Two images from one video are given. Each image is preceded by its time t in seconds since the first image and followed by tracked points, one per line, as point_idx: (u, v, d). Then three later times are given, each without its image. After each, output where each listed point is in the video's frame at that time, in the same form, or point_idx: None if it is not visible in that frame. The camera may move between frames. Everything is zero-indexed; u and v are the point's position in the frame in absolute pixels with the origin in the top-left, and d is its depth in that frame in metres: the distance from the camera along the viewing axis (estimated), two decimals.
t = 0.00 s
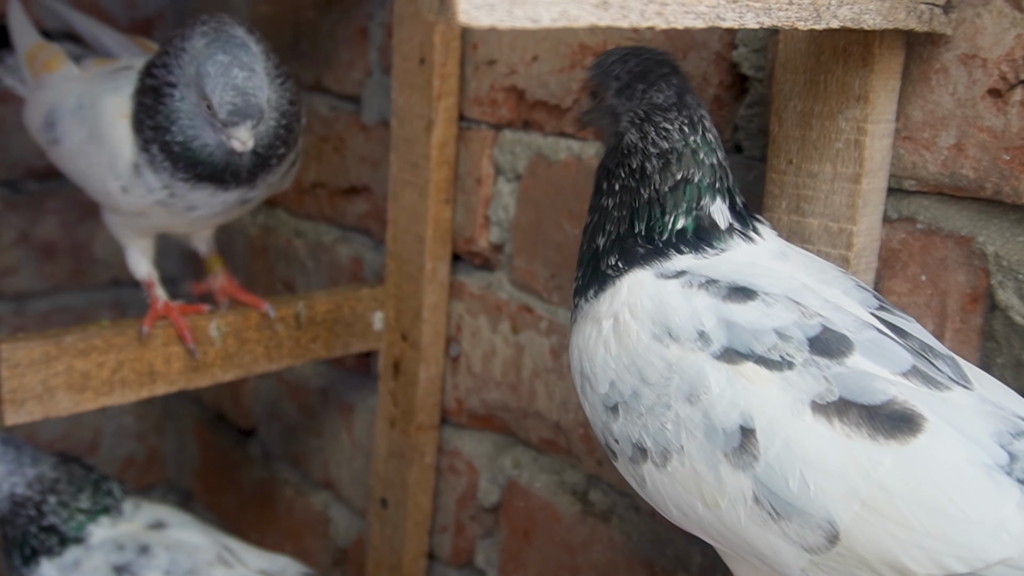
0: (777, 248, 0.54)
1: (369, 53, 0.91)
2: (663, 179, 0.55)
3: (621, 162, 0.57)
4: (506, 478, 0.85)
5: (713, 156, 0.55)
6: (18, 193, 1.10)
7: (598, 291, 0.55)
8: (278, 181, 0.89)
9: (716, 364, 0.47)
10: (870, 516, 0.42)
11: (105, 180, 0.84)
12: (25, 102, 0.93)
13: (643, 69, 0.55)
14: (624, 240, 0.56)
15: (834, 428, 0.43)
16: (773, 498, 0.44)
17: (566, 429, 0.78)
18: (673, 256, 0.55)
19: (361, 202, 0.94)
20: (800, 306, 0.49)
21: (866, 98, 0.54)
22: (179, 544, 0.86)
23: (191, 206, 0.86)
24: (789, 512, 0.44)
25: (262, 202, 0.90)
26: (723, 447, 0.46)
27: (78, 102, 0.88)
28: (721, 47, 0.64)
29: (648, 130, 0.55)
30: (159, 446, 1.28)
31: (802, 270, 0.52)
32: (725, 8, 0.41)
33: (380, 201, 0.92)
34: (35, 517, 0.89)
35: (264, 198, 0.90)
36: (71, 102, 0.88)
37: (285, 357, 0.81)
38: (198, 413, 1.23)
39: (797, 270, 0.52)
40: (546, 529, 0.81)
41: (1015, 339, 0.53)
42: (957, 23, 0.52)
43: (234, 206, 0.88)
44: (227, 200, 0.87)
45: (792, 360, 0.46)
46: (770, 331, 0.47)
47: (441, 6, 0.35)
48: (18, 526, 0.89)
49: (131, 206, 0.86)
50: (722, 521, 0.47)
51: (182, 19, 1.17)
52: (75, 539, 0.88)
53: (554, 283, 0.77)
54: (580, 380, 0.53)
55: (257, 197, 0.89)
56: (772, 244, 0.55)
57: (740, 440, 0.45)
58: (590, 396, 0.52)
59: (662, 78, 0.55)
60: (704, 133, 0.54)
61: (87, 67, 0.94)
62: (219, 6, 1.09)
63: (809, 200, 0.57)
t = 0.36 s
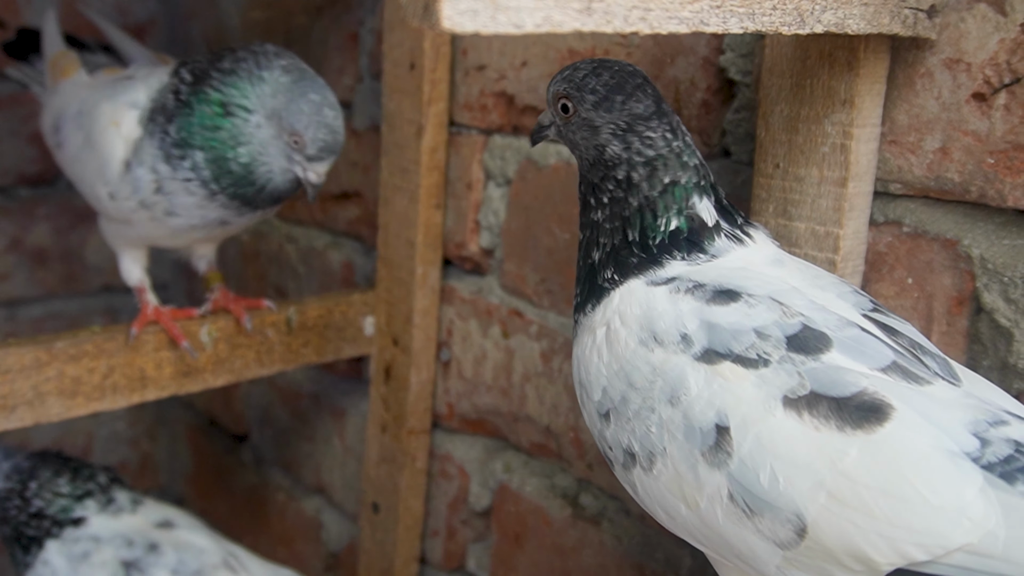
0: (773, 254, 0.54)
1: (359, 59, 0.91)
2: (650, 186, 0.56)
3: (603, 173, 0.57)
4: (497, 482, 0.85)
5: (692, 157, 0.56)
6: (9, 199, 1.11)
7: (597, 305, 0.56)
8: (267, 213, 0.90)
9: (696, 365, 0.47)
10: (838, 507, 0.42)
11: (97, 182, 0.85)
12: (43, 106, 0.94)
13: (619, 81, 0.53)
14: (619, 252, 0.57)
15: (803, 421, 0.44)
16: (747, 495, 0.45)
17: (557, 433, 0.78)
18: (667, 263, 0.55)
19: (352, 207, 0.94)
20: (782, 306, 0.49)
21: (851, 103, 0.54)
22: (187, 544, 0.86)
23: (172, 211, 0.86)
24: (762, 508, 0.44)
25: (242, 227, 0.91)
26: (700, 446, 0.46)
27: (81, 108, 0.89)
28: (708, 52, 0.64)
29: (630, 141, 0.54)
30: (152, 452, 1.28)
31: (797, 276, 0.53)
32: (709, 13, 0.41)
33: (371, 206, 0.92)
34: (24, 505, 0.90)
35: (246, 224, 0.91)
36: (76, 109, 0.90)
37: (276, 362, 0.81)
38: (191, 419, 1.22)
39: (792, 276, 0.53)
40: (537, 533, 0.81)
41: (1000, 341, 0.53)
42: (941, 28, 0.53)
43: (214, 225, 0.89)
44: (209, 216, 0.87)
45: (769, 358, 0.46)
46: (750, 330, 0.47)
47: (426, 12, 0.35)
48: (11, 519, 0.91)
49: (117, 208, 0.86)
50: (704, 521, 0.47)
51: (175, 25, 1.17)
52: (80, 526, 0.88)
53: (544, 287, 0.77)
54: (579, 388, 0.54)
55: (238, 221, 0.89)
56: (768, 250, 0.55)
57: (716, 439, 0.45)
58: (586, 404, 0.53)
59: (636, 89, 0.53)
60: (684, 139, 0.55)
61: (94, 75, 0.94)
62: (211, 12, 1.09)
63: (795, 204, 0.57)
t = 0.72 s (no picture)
0: (769, 258, 0.55)
1: (356, 61, 0.91)
2: (635, 197, 0.57)
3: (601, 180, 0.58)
4: (494, 483, 0.85)
5: (684, 174, 0.57)
6: (4, 201, 1.11)
7: (591, 304, 0.56)
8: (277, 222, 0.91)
9: (689, 372, 0.48)
10: (823, 518, 0.42)
11: (108, 192, 0.83)
12: (36, 106, 0.93)
13: (625, 86, 0.56)
14: (609, 253, 0.57)
15: (793, 431, 0.44)
16: (737, 501, 0.45)
17: (553, 434, 0.78)
18: (662, 265, 0.55)
19: (349, 209, 0.94)
20: (777, 314, 0.49)
21: (848, 106, 0.54)
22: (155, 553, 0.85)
23: (188, 224, 0.86)
24: (750, 515, 0.45)
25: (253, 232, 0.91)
26: (691, 452, 0.46)
27: (87, 112, 0.88)
28: (706, 55, 0.64)
29: (625, 148, 0.56)
30: (147, 453, 1.27)
31: (790, 281, 0.53)
32: (708, 18, 0.42)
33: (368, 208, 0.92)
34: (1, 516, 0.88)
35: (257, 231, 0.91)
36: (79, 113, 0.89)
37: (273, 364, 0.81)
38: (186, 420, 1.22)
39: (786, 281, 0.53)
40: (534, 534, 0.81)
41: (995, 343, 0.53)
42: (936, 32, 0.53)
43: (229, 234, 0.89)
44: (224, 228, 0.88)
45: (761, 366, 0.46)
46: (743, 338, 0.48)
47: (428, 16, 0.35)
48: None
49: (129, 219, 0.85)
50: (693, 525, 0.48)
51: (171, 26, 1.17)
52: (34, 552, 0.81)
53: (541, 289, 0.77)
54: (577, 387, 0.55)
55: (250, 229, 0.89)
56: (765, 254, 0.55)
57: (707, 445, 0.46)
58: (584, 403, 0.54)
59: (642, 96, 0.55)
60: (676, 152, 0.56)
61: (94, 74, 0.94)
62: (208, 14, 1.09)
63: (792, 207, 0.58)
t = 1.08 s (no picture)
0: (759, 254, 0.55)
1: (355, 64, 0.91)
2: (652, 180, 0.55)
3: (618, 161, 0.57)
4: (490, 486, 0.85)
5: (701, 163, 0.55)
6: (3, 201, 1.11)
7: (596, 301, 0.55)
8: (270, 213, 0.88)
9: (723, 364, 0.47)
10: (897, 493, 0.43)
11: (99, 192, 0.85)
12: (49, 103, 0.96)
13: (645, 71, 0.53)
14: (619, 242, 0.56)
15: (850, 412, 0.44)
16: (795, 486, 0.44)
17: (550, 437, 0.78)
18: (666, 267, 0.55)
19: (347, 211, 0.95)
20: (797, 306, 0.49)
21: (844, 111, 0.54)
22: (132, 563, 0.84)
23: (178, 225, 0.85)
24: (812, 499, 0.44)
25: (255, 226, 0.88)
26: (738, 443, 0.45)
27: (88, 110, 0.90)
28: (702, 60, 0.65)
29: (643, 132, 0.54)
30: (145, 454, 1.28)
31: (782, 272, 0.54)
32: (703, 24, 0.42)
33: (366, 211, 0.92)
34: None
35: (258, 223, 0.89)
36: (83, 109, 0.91)
37: (271, 365, 0.82)
38: (184, 422, 1.22)
39: (779, 272, 0.54)
40: (530, 537, 0.81)
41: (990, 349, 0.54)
42: (932, 38, 0.53)
43: (226, 229, 0.87)
44: (215, 220, 0.86)
45: (798, 354, 0.46)
46: (772, 329, 0.48)
47: (424, 23, 0.35)
48: None
49: (121, 221, 0.86)
50: (738, 517, 0.47)
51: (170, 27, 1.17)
52: (23, 563, 0.81)
53: (538, 293, 0.78)
54: (579, 393, 0.52)
55: (248, 221, 0.87)
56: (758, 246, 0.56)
57: (755, 434, 0.45)
58: (591, 408, 0.51)
59: (662, 82, 0.53)
60: (694, 140, 0.55)
61: (104, 74, 0.96)
62: (207, 16, 1.10)
63: (788, 212, 0.58)
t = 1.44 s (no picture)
0: (774, 242, 0.55)
1: (353, 67, 0.92)
2: (659, 186, 0.53)
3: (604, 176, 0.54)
4: (487, 488, 0.85)
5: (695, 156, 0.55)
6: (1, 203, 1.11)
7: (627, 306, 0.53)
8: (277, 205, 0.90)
9: (766, 354, 0.47)
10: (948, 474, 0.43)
11: (103, 201, 0.82)
12: (21, 122, 0.91)
13: (612, 82, 0.52)
14: (637, 253, 0.54)
15: (898, 398, 0.45)
16: (846, 471, 0.45)
17: (547, 440, 0.78)
18: (697, 257, 0.54)
19: (345, 213, 0.95)
20: (828, 294, 0.49)
21: (840, 115, 0.55)
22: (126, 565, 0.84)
23: (186, 220, 0.85)
24: (865, 483, 0.44)
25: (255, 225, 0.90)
26: (787, 431, 0.46)
27: (75, 123, 0.86)
28: (699, 63, 0.65)
29: (634, 140, 0.52)
30: (142, 455, 1.27)
31: (805, 261, 0.53)
32: (699, 28, 0.42)
33: (364, 213, 0.93)
34: None
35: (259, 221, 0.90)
36: (67, 123, 0.87)
37: (268, 367, 0.82)
38: (182, 424, 1.23)
39: (801, 261, 0.53)
40: (527, 539, 0.82)
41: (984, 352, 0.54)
42: (927, 43, 0.54)
43: (229, 227, 0.88)
44: (225, 218, 0.86)
45: (840, 343, 0.47)
46: (811, 318, 0.48)
47: (421, 27, 0.35)
48: None
49: (126, 227, 0.84)
50: (787, 503, 0.47)
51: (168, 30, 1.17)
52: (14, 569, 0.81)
53: (535, 295, 0.78)
54: (609, 384, 0.52)
55: (251, 219, 0.88)
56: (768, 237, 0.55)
57: (805, 423, 0.45)
58: (624, 400, 0.50)
59: (630, 85, 0.52)
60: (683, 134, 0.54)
61: (78, 86, 0.92)
62: (206, 18, 1.10)
63: (784, 215, 0.58)
